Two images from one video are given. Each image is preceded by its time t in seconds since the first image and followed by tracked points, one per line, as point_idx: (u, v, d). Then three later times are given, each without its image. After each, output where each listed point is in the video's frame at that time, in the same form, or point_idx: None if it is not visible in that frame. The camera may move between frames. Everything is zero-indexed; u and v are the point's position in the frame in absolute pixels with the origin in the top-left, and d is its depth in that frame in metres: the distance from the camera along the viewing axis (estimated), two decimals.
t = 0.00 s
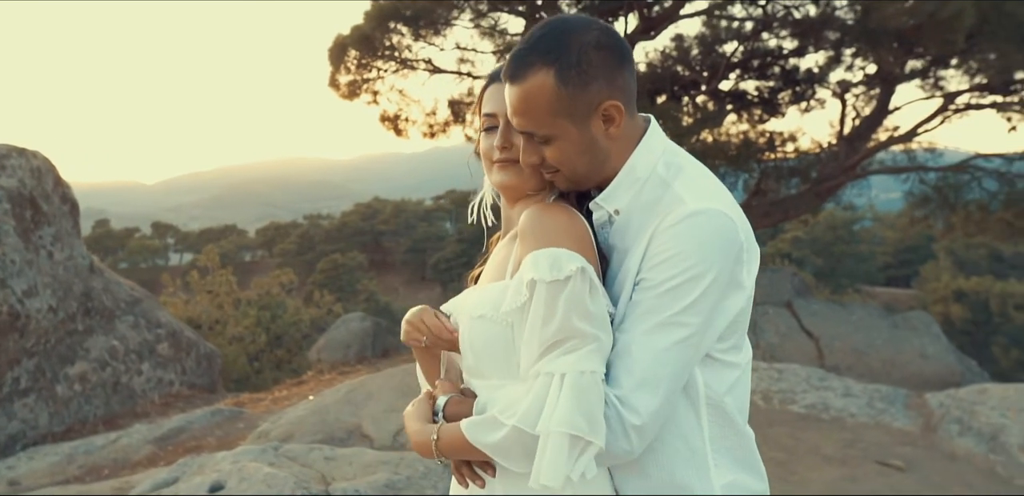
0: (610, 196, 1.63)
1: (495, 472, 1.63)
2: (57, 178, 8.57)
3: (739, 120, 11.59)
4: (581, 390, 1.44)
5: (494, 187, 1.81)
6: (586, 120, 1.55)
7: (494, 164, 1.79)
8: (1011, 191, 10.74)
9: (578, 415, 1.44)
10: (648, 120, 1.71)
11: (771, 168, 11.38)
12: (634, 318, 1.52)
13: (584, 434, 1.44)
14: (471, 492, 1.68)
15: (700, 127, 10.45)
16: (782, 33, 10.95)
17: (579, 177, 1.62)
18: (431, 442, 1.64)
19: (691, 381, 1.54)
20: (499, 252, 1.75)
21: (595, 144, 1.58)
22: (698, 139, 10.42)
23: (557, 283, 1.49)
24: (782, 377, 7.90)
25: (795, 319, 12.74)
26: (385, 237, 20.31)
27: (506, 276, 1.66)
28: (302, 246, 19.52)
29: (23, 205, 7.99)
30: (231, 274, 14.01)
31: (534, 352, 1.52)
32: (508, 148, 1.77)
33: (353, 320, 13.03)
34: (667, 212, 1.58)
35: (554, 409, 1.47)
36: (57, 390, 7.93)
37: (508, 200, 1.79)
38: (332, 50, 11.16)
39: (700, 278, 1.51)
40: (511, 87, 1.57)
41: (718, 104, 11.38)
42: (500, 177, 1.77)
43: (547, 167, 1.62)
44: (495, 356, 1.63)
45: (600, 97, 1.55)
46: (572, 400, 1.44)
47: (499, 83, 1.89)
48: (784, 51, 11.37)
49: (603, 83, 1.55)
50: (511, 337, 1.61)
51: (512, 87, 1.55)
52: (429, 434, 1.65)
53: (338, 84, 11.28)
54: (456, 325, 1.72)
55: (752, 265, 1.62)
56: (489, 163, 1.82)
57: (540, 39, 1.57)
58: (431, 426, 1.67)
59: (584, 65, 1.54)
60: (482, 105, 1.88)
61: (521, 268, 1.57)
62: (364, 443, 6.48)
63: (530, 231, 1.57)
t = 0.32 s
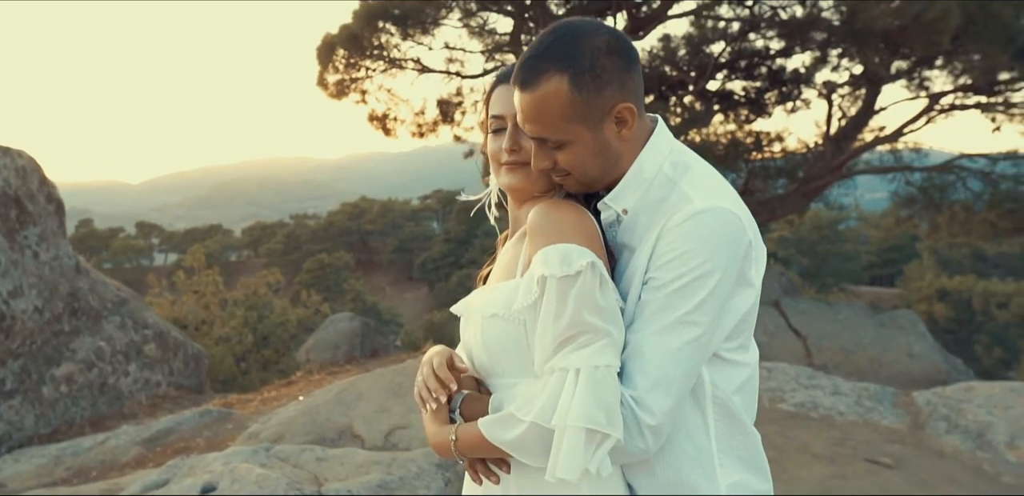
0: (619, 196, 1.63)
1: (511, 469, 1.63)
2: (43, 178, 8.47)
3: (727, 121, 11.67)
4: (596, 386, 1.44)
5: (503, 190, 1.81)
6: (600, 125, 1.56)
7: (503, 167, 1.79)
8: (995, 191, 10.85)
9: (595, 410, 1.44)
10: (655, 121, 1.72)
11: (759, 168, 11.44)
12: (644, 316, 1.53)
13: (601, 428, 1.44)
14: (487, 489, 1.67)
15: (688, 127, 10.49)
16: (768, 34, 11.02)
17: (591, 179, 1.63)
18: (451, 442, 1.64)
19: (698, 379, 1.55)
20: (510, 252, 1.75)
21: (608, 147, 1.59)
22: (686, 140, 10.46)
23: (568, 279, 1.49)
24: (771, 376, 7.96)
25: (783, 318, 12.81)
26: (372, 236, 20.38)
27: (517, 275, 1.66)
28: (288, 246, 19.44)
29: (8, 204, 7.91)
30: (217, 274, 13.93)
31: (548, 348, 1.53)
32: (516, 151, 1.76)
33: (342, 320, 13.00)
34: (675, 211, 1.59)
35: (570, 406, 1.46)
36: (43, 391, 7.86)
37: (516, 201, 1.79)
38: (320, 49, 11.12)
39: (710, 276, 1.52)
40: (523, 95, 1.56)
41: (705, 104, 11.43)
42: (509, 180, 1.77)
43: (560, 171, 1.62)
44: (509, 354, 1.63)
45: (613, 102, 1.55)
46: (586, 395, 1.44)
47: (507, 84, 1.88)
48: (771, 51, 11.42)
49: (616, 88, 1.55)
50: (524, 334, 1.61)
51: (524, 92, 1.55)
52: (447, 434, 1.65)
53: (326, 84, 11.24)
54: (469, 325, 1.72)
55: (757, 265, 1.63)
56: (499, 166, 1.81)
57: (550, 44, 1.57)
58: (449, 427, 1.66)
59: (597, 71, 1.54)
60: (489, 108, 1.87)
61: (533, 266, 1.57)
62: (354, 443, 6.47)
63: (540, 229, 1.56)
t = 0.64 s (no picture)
0: (629, 195, 1.64)
1: (514, 467, 1.63)
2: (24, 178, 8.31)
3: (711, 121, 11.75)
4: (608, 384, 1.44)
5: (511, 191, 1.80)
6: (615, 121, 1.56)
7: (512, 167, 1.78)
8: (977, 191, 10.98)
9: (607, 406, 1.44)
10: (666, 122, 1.73)
11: (744, 168, 11.51)
12: (656, 313, 1.53)
13: (611, 425, 1.44)
14: (489, 487, 1.67)
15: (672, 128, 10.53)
16: (753, 35, 11.07)
17: (605, 177, 1.63)
18: (460, 442, 1.63)
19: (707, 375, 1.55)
20: (517, 252, 1.74)
21: (622, 142, 1.59)
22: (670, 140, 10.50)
23: (580, 279, 1.49)
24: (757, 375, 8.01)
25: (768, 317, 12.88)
26: (356, 237, 20.44)
27: (527, 274, 1.66)
28: (272, 246, 19.32)
29: None
30: (200, 274, 13.83)
31: (558, 348, 1.52)
32: (526, 150, 1.76)
33: (328, 321, 12.96)
34: (686, 209, 1.59)
35: (581, 404, 1.47)
36: (25, 394, 7.77)
37: (523, 201, 1.79)
38: (306, 49, 11.08)
39: (720, 275, 1.52)
40: (536, 92, 1.56)
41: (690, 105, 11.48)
42: (518, 181, 1.76)
43: (573, 168, 1.62)
44: (519, 353, 1.62)
45: (629, 99, 1.56)
46: (598, 394, 1.44)
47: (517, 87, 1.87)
48: (755, 52, 11.47)
49: (632, 84, 1.55)
50: (533, 334, 1.61)
51: (538, 91, 1.54)
52: (458, 434, 1.64)
53: (312, 83, 11.19)
54: (475, 324, 1.71)
55: (763, 265, 1.64)
56: (507, 166, 1.80)
57: (564, 42, 1.57)
58: (459, 427, 1.65)
59: (612, 68, 1.54)
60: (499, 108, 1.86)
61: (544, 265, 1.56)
62: (343, 444, 6.44)
63: (551, 228, 1.57)
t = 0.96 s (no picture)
0: (637, 195, 1.65)
1: (516, 466, 1.63)
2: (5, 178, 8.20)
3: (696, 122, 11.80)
4: (615, 383, 1.45)
5: (520, 189, 1.80)
6: (626, 116, 1.57)
7: (521, 165, 1.78)
8: (959, 192, 11.08)
9: (615, 404, 1.44)
10: (674, 124, 1.74)
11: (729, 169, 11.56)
12: (664, 310, 1.54)
13: (618, 424, 1.44)
14: (490, 486, 1.68)
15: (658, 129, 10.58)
16: (737, 36, 11.11)
17: (616, 174, 1.64)
18: (464, 442, 1.63)
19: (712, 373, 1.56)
20: (524, 252, 1.75)
21: (633, 138, 1.60)
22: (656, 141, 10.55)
23: (590, 278, 1.50)
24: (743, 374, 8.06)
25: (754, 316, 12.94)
26: (341, 237, 20.40)
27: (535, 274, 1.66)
28: (256, 247, 19.16)
29: None
30: (184, 275, 13.73)
31: (567, 347, 1.53)
32: (537, 147, 1.76)
33: (315, 321, 12.90)
34: (695, 209, 1.60)
35: (589, 402, 1.47)
36: (7, 397, 7.68)
37: (532, 200, 1.79)
38: (291, 49, 11.03)
39: (729, 273, 1.53)
40: (548, 89, 1.57)
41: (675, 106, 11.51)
42: (528, 178, 1.76)
43: (584, 165, 1.62)
44: (526, 352, 1.63)
45: (639, 96, 1.57)
46: (607, 392, 1.45)
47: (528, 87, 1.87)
48: (739, 53, 11.51)
49: (642, 81, 1.57)
50: (541, 333, 1.61)
51: (551, 89, 1.56)
52: (462, 433, 1.64)
53: (297, 83, 11.14)
54: (480, 323, 1.71)
55: (768, 265, 1.65)
56: (517, 164, 1.80)
57: (574, 41, 1.58)
58: (464, 427, 1.65)
59: (622, 65, 1.55)
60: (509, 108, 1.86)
61: (553, 265, 1.57)
62: (331, 445, 6.42)
63: (560, 228, 1.57)
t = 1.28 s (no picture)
0: (643, 192, 1.65)
1: (520, 464, 1.64)
2: None
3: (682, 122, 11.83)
4: (624, 378, 1.45)
5: (526, 187, 1.80)
6: (636, 111, 1.58)
7: (528, 162, 1.78)
8: (942, 191, 11.19)
9: (623, 399, 1.45)
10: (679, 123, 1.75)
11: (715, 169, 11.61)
12: (672, 304, 1.55)
13: (626, 418, 1.45)
14: (492, 484, 1.67)
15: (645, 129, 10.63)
16: (723, 37, 11.16)
17: (625, 170, 1.64)
18: (471, 441, 1.63)
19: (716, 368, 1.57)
20: (530, 250, 1.75)
21: (642, 132, 1.60)
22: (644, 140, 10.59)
23: (597, 275, 1.50)
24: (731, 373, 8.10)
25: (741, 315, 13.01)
26: (327, 237, 20.34)
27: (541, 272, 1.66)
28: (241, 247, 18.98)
29: None
30: (168, 276, 13.62)
31: (574, 343, 1.53)
32: (545, 145, 1.76)
33: (302, 322, 12.81)
34: (702, 206, 1.61)
35: (597, 398, 1.47)
36: None
37: (537, 199, 1.79)
38: (278, 49, 10.98)
39: (736, 268, 1.54)
40: (560, 82, 1.57)
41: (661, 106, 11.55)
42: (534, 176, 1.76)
43: (594, 159, 1.62)
44: (532, 349, 1.64)
45: (650, 91, 1.58)
46: (615, 386, 1.45)
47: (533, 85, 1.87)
48: (725, 54, 11.56)
49: (653, 76, 1.57)
50: (547, 330, 1.62)
51: (562, 83, 1.56)
52: (468, 433, 1.64)
53: (284, 83, 11.09)
54: (485, 322, 1.72)
55: (770, 263, 1.66)
56: (523, 162, 1.80)
57: (587, 35, 1.58)
58: (470, 426, 1.65)
59: (634, 59, 1.56)
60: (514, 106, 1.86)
61: (560, 262, 1.57)
62: (320, 446, 6.41)
63: (565, 225, 1.57)
